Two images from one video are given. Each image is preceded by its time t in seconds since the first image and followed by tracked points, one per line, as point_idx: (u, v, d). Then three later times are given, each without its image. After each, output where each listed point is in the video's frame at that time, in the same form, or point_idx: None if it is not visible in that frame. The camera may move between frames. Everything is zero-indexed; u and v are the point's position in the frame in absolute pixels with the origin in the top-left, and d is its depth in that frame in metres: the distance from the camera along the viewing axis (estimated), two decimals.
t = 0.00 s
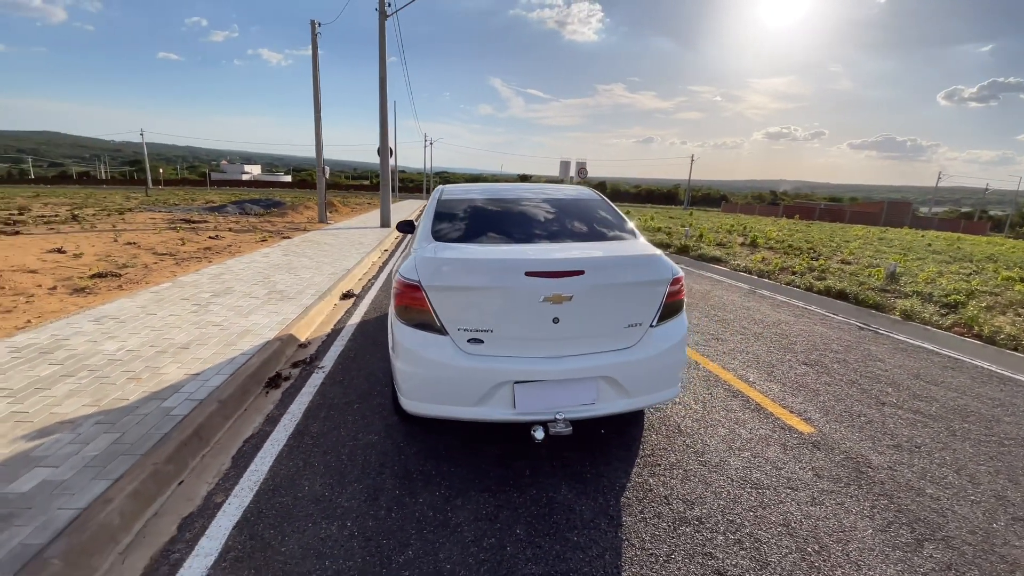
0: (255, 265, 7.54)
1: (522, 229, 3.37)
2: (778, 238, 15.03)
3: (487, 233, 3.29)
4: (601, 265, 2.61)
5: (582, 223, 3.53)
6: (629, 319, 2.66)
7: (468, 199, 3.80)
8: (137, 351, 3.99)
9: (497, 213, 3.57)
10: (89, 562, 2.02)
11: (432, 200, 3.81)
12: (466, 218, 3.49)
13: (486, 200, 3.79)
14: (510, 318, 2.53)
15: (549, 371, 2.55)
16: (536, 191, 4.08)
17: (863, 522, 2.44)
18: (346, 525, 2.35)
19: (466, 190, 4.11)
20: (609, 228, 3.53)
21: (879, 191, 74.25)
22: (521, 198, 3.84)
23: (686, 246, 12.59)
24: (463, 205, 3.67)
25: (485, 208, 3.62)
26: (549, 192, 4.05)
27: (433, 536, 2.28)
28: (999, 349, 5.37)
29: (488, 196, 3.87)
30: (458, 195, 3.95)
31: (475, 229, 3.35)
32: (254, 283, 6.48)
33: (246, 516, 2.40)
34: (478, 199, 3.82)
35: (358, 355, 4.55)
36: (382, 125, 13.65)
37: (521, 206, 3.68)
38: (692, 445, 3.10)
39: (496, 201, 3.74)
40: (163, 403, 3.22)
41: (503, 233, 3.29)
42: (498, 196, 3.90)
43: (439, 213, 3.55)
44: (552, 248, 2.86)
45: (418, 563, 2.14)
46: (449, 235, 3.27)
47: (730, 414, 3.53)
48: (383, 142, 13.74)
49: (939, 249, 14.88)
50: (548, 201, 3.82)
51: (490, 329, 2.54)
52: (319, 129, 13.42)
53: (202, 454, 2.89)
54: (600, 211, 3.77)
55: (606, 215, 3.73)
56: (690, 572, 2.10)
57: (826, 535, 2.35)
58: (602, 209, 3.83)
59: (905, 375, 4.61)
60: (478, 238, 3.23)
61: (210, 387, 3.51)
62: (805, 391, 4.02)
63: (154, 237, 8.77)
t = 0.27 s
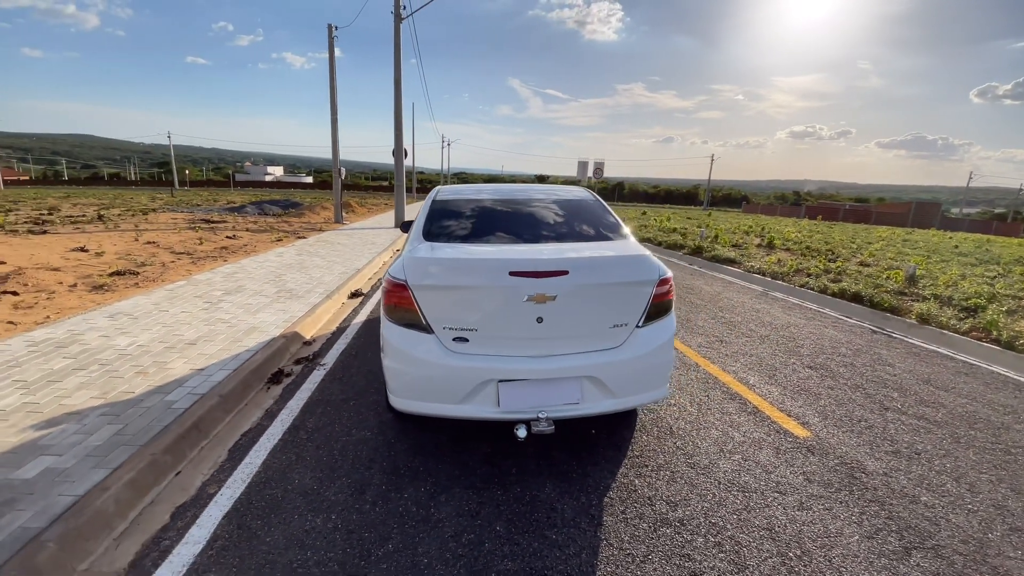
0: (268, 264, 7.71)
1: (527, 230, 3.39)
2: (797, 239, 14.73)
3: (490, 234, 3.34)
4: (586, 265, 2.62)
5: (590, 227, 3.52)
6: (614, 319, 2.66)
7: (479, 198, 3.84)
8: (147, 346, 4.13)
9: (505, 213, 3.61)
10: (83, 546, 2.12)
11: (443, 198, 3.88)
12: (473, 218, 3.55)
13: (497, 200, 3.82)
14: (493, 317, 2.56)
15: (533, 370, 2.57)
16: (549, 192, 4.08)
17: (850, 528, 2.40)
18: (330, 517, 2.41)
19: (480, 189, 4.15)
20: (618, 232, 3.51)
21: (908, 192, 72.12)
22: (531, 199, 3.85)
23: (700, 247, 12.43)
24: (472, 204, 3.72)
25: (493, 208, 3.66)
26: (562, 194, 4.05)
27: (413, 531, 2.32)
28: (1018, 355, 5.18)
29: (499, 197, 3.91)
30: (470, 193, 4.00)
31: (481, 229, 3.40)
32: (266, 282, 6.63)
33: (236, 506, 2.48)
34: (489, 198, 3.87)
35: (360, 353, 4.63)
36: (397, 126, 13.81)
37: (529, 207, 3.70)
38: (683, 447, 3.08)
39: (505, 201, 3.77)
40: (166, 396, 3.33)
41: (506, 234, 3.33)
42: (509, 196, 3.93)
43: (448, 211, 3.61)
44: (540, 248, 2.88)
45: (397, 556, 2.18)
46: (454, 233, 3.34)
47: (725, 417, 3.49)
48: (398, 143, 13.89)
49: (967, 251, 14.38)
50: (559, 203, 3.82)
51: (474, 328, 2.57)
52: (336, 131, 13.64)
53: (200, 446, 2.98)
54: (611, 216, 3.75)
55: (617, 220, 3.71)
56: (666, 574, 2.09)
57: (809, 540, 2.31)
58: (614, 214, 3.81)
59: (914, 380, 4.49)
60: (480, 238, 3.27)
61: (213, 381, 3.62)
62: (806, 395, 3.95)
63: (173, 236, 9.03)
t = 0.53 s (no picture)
0: (279, 262, 7.84)
1: (531, 229, 3.37)
2: (816, 239, 14.39)
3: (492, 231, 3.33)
4: (571, 262, 2.60)
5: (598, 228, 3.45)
6: (599, 316, 2.63)
7: (489, 194, 3.84)
8: (152, 339, 4.23)
9: (513, 211, 3.59)
10: (70, 531, 2.18)
11: (455, 193, 3.89)
12: (479, 214, 3.54)
13: (507, 197, 3.81)
14: (476, 313, 2.55)
15: (517, 367, 2.55)
16: (563, 191, 4.02)
17: (839, 534, 2.32)
18: (312, 510, 2.43)
19: (494, 185, 4.14)
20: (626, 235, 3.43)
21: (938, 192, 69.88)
22: (542, 198, 3.81)
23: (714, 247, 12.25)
24: (481, 200, 3.72)
25: (501, 206, 3.65)
26: (575, 193, 3.98)
27: (392, 525, 2.32)
28: None
29: (510, 194, 3.88)
30: (483, 189, 4.00)
31: (484, 226, 3.40)
32: (275, 278, 6.75)
33: (222, 497, 2.52)
34: (500, 195, 3.86)
35: (360, 349, 4.67)
36: (410, 125, 13.90)
37: (538, 206, 3.67)
38: (674, 447, 3.03)
39: (515, 199, 3.75)
40: (164, 388, 3.41)
41: (507, 232, 3.31)
42: (521, 194, 3.90)
43: (456, 205, 3.62)
44: (528, 244, 2.86)
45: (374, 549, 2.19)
46: (457, 229, 3.35)
47: (720, 418, 3.43)
48: (411, 142, 13.98)
49: (996, 252, 13.83)
50: (569, 203, 3.76)
51: (458, 324, 2.56)
52: (351, 131, 13.80)
53: (194, 437, 3.05)
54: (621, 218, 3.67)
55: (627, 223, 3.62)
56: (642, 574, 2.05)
57: (795, 544, 2.25)
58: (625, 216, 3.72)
59: (926, 383, 4.33)
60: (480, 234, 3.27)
61: (212, 375, 3.69)
62: (808, 397, 3.85)
63: (190, 234, 9.26)
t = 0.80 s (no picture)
0: (290, 260, 7.97)
1: (533, 230, 3.34)
2: (836, 240, 14.02)
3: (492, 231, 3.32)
4: (555, 263, 2.57)
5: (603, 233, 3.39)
6: (585, 318, 2.60)
7: (499, 194, 3.83)
8: (158, 335, 4.34)
9: (520, 212, 3.56)
10: (60, 521, 2.23)
11: (465, 191, 3.90)
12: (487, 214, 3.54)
13: (517, 197, 3.78)
14: (460, 314, 2.54)
15: (499, 368, 2.53)
16: (575, 194, 3.97)
17: (826, 546, 2.25)
18: (294, 507, 2.45)
19: (506, 185, 4.13)
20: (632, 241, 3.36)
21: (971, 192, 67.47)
22: (550, 200, 3.77)
23: (728, 248, 12.03)
24: (490, 199, 3.71)
25: (509, 206, 3.63)
26: (585, 197, 3.93)
27: (370, 524, 2.33)
28: None
29: (519, 194, 3.86)
30: (496, 189, 3.99)
31: (487, 225, 3.39)
32: (283, 277, 6.85)
33: (209, 492, 2.57)
34: (511, 195, 3.84)
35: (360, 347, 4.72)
36: (424, 125, 13.98)
37: (545, 208, 3.63)
38: (663, 452, 2.98)
39: (524, 200, 3.72)
40: (164, 383, 3.49)
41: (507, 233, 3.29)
42: (532, 195, 3.86)
43: (464, 204, 3.63)
44: (516, 245, 2.84)
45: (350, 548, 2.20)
46: (461, 228, 3.36)
47: (715, 424, 3.36)
48: (424, 142, 14.05)
49: None
50: (578, 207, 3.71)
51: (441, 325, 2.56)
52: (365, 131, 13.94)
53: (188, 432, 3.11)
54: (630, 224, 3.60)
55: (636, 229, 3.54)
56: None
57: (778, 555, 2.19)
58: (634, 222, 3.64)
59: (937, 390, 4.17)
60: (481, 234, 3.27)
61: (211, 371, 3.76)
62: (809, 403, 3.75)
63: (206, 233, 9.47)
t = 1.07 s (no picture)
0: (304, 259, 8.10)
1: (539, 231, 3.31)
2: (861, 243, 13.61)
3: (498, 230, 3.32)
4: (545, 263, 2.55)
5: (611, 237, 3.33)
6: (574, 320, 2.58)
7: (512, 194, 3.81)
8: (169, 330, 4.46)
9: (531, 212, 3.54)
10: (60, 509, 2.30)
11: (479, 190, 3.90)
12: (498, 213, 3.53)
13: (530, 198, 3.76)
14: (449, 314, 2.54)
15: (487, 369, 2.53)
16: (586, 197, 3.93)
17: (816, 558, 2.18)
18: (283, 502, 2.49)
19: (521, 185, 4.11)
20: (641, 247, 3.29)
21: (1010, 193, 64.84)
22: (563, 202, 3.74)
23: (746, 250, 11.80)
24: (501, 199, 3.71)
25: (520, 207, 3.62)
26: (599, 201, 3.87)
27: (355, 521, 2.35)
28: None
29: (533, 195, 3.84)
30: (511, 189, 3.98)
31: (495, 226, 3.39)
32: (296, 275, 6.97)
33: (203, 484, 2.62)
34: (525, 196, 3.82)
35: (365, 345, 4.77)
36: (441, 126, 14.07)
37: (555, 209, 3.60)
38: (657, 457, 2.93)
39: (536, 200, 3.70)
40: (169, 377, 3.58)
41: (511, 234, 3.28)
42: (547, 196, 3.83)
43: (475, 203, 3.64)
44: (508, 245, 2.83)
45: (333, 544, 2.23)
46: (470, 226, 3.38)
47: (714, 430, 3.30)
48: (440, 143, 14.13)
49: None
50: (590, 210, 3.66)
51: (430, 325, 2.57)
52: (383, 131, 14.09)
53: (189, 425, 3.18)
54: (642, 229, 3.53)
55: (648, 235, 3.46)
56: None
57: (765, 566, 2.13)
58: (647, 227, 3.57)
59: (953, 399, 4.01)
60: (489, 234, 3.28)
61: (216, 366, 3.85)
62: (815, 410, 3.65)
63: (226, 231, 9.70)
